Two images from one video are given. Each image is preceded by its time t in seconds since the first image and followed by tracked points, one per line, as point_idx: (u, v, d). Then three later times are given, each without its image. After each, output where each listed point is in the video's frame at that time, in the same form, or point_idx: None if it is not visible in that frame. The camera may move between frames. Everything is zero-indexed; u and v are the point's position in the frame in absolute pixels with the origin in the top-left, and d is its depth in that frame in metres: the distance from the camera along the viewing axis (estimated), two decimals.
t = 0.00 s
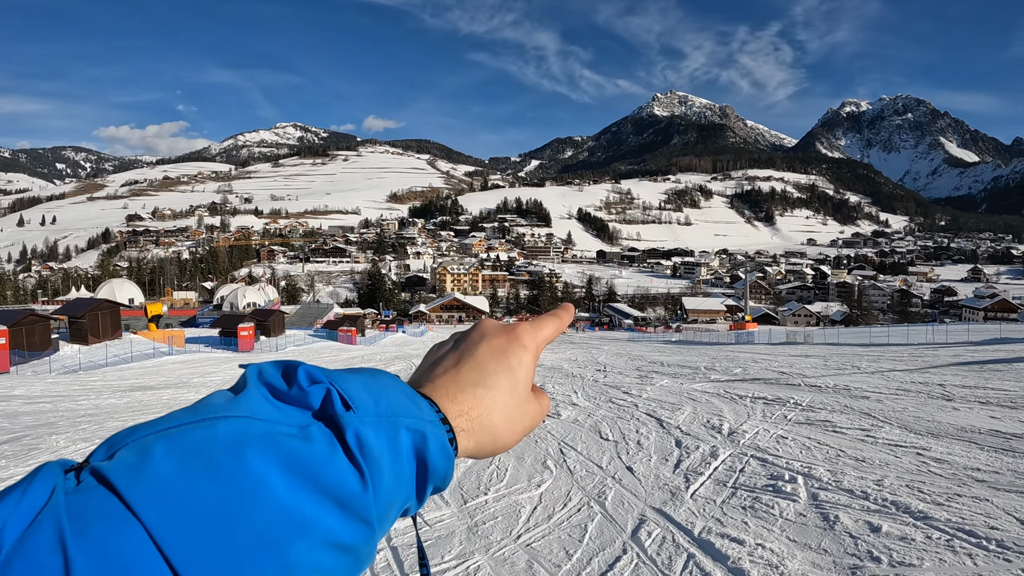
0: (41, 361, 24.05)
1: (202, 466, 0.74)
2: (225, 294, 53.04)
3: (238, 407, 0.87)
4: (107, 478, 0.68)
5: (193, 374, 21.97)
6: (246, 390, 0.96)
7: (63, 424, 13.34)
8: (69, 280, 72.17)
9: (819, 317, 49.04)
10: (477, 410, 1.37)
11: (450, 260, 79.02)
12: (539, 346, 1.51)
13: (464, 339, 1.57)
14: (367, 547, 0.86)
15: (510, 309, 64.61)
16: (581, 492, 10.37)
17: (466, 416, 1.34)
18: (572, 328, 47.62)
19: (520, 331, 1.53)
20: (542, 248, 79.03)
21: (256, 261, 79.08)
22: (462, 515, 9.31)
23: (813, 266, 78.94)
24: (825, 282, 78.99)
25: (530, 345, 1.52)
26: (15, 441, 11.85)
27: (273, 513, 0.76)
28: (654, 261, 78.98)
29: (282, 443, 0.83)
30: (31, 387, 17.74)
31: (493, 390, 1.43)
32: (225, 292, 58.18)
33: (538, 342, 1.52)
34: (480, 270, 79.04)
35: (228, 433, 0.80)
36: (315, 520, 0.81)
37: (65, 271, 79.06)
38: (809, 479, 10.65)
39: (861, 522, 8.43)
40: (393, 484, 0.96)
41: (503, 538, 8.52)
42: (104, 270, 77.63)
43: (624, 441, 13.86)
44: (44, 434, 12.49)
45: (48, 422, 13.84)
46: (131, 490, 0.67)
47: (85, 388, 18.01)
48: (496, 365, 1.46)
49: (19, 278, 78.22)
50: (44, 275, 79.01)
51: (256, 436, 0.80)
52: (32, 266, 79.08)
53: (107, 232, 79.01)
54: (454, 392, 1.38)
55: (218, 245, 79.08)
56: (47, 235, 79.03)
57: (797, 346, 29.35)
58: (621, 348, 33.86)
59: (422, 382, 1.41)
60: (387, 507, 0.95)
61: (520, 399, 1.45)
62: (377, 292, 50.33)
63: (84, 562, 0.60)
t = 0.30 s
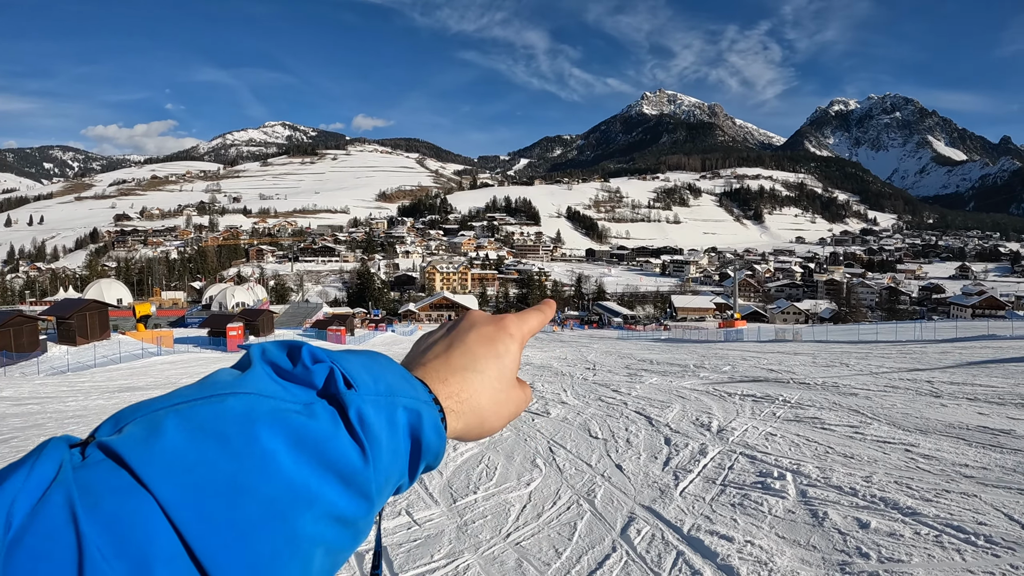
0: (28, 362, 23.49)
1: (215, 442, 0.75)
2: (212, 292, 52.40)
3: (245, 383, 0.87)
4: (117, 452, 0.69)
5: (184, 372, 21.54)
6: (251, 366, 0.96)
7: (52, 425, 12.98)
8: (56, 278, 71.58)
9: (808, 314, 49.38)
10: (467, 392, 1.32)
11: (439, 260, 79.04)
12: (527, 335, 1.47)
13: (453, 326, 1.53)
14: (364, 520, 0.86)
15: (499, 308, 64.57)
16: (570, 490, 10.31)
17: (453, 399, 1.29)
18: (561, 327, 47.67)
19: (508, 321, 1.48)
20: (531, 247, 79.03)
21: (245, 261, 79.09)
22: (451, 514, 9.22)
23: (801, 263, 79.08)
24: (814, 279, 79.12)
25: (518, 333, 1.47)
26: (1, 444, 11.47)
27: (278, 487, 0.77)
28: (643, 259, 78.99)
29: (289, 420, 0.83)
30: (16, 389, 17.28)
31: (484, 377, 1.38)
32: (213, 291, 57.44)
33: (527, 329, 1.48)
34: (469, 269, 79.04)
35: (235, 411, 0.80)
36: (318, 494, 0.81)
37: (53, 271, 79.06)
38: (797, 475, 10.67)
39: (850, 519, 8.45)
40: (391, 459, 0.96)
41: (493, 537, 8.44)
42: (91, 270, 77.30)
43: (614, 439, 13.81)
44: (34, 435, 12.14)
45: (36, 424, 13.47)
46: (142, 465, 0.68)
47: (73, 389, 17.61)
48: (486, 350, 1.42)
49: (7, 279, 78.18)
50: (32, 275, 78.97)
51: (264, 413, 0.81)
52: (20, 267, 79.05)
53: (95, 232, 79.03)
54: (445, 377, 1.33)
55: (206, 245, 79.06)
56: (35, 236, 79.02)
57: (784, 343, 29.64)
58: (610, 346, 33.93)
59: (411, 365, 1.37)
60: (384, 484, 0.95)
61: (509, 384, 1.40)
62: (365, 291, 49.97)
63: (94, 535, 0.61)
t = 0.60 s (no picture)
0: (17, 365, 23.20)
1: (212, 420, 0.71)
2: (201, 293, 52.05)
3: (238, 361, 0.83)
4: (112, 432, 0.65)
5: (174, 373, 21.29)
6: (239, 346, 0.92)
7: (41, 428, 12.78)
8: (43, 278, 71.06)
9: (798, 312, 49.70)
10: (454, 372, 1.27)
11: (430, 259, 79.02)
12: (511, 319, 1.42)
13: (434, 311, 1.47)
14: (358, 495, 0.83)
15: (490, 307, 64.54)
16: (562, 489, 10.23)
17: (441, 378, 1.23)
18: (552, 325, 47.73)
19: (493, 305, 1.44)
20: (522, 245, 79.03)
21: (235, 261, 79.00)
22: (443, 513, 9.16)
23: (792, 261, 79.03)
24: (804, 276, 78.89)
25: (502, 318, 1.43)
26: None
27: (277, 465, 0.73)
28: (634, 257, 79.03)
29: (286, 398, 0.79)
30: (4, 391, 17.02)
31: (470, 358, 1.32)
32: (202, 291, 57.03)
33: (513, 313, 1.43)
34: (460, 268, 78.99)
35: (231, 388, 0.76)
36: (315, 472, 0.78)
37: (43, 273, 79.03)
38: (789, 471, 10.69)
39: (841, 515, 8.46)
40: (382, 441, 0.91)
41: (484, 536, 8.35)
42: (80, 271, 77.14)
43: (606, 437, 13.81)
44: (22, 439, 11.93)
45: (25, 427, 13.26)
46: (138, 443, 0.64)
47: (61, 391, 17.37)
48: (471, 331, 1.36)
49: None
50: (21, 277, 78.87)
51: (262, 390, 0.77)
52: (9, 268, 78.89)
53: (85, 233, 79.02)
54: (431, 356, 1.27)
55: (196, 245, 79.04)
56: (24, 237, 79.00)
57: (774, 340, 29.80)
58: (602, 344, 33.98)
59: (394, 347, 1.30)
60: (375, 462, 0.90)
61: (497, 366, 1.35)
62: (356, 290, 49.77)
63: (92, 512, 0.57)
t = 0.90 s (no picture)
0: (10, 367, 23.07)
1: (214, 414, 0.66)
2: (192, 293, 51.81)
3: (238, 356, 0.77)
4: (117, 427, 0.61)
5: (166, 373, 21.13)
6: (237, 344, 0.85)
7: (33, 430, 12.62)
8: (33, 279, 70.81)
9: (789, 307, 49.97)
10: (446, 371, 1.21)
11: (422, 258, 79.04)
12: (505, 319, 1.35)
13: (426, 308, 1.41)
14: (355, 489, 0.77)
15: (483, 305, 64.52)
16: (556, 486, 10.20)
17: (433, 375, 1.18)
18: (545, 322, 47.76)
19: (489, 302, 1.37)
20: (514, 243, 79.03)
21: (226, 261, 78.97)
22: (436, 512, 9.10)
23: (783, 257, 79.05)
24: (796, 272, 78.93)
25: (497, 316, 1.36)
26: None
27: (277, 459, 0.69)
28: (627, 254, 79.02)
29: (287, 392, 0.74)
30: None
31: (462, 358, 1.27)
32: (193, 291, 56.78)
33: (504, 314, 1.37)
34: (452, 266, 78.98)
35: (233, 382, 0.71)
36: (313, 466, 0.73)
37: (34, 276, 78.98)
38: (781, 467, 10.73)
39: (835, 510, 8.48)
40: (378, 436, 0.85)
41: (478, 535, 8.31)
42: (71, 273, 77.06)
43: (599, 434, 13.79)
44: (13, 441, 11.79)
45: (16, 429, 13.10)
46: (141, 434, 0.60)
47: (53, 393, 17.21)
48: (465, 329, 1.30)
49: None
50: (12, 279, 78.78)
51: (261, 386, 0.71)
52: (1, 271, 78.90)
53: (76, 235, 79.07)
54: (422, 354, 1.22)
55: (188, 246, 79.01)
56: (15, 240, 79.02)
57: (767, 336, 29.92)
58: (595, 341, 34.02)
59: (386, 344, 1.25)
60: (371, 457, 0.85)
61: (489, 364, 1.29)
62: (348, 289, 49.59)
63: (101, 504, 0.54)
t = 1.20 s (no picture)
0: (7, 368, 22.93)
1: (186, 364, 0.63)
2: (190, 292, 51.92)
3: (209, 310, 0.72)
4: (91, 377, 0.58)
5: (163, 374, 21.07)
6: (206, 297, 0.79)
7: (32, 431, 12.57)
8: (31, 280, 70.74)
9: (787, 305, 50.09)
10: (411, 329, 1.18)
11: (419, 257, 79.06)
12: (468, 288, 1.33)
13: (392, 274, 1.38)
14: (324, 442, 0.71)
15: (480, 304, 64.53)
16: (552, 485, 10.18)
17: (396, 333, 1.15)
18: (543, 321, 47.76)
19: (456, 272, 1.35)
20: (511, 242, 79.01)
21: (224, 261, 79.02)
22: (432, 512, 9.09)
23: (780, 255, 79.04)
24: (793, 270, 78.93)
25: (461, 284, 1.34)
26: None
27: (247, 410, 0.64)
28: (624, 253, 79.03)
29: (257, 344, 0.68)
30: None
31: (429, 321, 1.23)
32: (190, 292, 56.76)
33: (467, 284, 1.35)
34: (450, 265, 79.00)
35: (202, 334, 0.66)
36: (286, 416, 0.68)
37: (31, 276, 78.97)
38: (779, 465, 10.71)
39: (832, 508, 8.51)
40: (348, 387, 0.78)
41: (474, 534, 8.31)
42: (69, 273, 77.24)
43: (595, 433, 13.76)
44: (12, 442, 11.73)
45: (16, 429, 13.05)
46: (114, 384, 0.57)
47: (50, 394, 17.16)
48: (432, 295, 1.27)
49: None
50: (9, 280, 78.74)
51: (232, 338, 0.67)
52: None
53: (72, 235, 79.04)
54: (388, 313, 1.18)
55: (185, 246, 79.01)
56: (12, 240, 79.03)
57: (764, 335, 29.95)
58: (592, 340, 34.04)
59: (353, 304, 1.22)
60: (341, 408, 0.77)
61: (453, 328, 1.26)
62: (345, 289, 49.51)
63: (66, 450, 0.52)
